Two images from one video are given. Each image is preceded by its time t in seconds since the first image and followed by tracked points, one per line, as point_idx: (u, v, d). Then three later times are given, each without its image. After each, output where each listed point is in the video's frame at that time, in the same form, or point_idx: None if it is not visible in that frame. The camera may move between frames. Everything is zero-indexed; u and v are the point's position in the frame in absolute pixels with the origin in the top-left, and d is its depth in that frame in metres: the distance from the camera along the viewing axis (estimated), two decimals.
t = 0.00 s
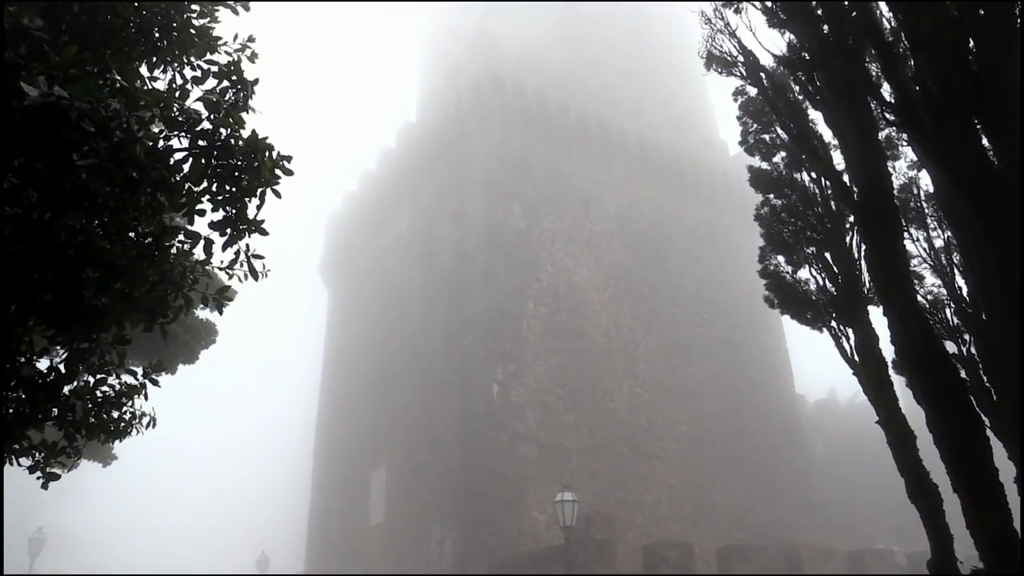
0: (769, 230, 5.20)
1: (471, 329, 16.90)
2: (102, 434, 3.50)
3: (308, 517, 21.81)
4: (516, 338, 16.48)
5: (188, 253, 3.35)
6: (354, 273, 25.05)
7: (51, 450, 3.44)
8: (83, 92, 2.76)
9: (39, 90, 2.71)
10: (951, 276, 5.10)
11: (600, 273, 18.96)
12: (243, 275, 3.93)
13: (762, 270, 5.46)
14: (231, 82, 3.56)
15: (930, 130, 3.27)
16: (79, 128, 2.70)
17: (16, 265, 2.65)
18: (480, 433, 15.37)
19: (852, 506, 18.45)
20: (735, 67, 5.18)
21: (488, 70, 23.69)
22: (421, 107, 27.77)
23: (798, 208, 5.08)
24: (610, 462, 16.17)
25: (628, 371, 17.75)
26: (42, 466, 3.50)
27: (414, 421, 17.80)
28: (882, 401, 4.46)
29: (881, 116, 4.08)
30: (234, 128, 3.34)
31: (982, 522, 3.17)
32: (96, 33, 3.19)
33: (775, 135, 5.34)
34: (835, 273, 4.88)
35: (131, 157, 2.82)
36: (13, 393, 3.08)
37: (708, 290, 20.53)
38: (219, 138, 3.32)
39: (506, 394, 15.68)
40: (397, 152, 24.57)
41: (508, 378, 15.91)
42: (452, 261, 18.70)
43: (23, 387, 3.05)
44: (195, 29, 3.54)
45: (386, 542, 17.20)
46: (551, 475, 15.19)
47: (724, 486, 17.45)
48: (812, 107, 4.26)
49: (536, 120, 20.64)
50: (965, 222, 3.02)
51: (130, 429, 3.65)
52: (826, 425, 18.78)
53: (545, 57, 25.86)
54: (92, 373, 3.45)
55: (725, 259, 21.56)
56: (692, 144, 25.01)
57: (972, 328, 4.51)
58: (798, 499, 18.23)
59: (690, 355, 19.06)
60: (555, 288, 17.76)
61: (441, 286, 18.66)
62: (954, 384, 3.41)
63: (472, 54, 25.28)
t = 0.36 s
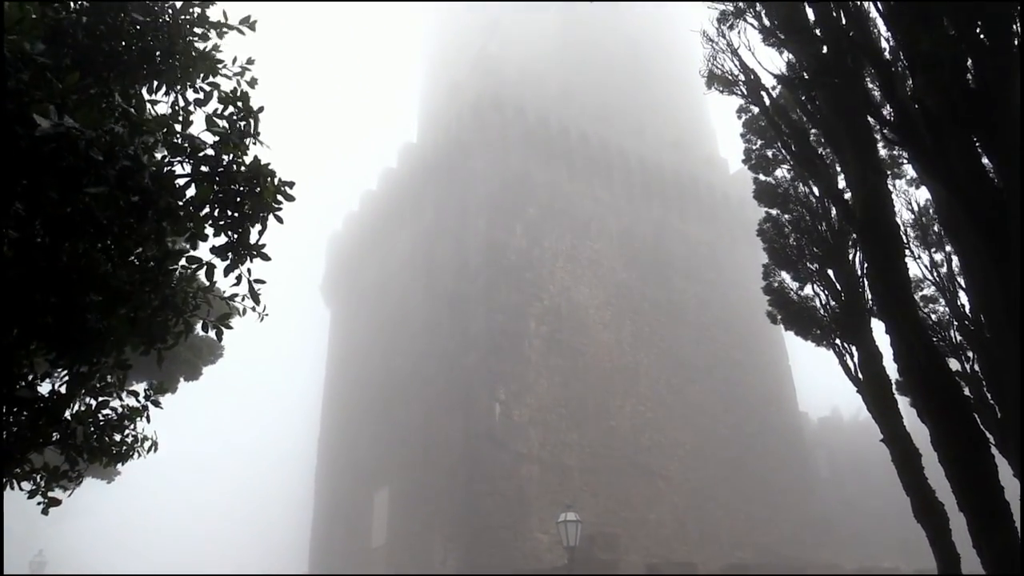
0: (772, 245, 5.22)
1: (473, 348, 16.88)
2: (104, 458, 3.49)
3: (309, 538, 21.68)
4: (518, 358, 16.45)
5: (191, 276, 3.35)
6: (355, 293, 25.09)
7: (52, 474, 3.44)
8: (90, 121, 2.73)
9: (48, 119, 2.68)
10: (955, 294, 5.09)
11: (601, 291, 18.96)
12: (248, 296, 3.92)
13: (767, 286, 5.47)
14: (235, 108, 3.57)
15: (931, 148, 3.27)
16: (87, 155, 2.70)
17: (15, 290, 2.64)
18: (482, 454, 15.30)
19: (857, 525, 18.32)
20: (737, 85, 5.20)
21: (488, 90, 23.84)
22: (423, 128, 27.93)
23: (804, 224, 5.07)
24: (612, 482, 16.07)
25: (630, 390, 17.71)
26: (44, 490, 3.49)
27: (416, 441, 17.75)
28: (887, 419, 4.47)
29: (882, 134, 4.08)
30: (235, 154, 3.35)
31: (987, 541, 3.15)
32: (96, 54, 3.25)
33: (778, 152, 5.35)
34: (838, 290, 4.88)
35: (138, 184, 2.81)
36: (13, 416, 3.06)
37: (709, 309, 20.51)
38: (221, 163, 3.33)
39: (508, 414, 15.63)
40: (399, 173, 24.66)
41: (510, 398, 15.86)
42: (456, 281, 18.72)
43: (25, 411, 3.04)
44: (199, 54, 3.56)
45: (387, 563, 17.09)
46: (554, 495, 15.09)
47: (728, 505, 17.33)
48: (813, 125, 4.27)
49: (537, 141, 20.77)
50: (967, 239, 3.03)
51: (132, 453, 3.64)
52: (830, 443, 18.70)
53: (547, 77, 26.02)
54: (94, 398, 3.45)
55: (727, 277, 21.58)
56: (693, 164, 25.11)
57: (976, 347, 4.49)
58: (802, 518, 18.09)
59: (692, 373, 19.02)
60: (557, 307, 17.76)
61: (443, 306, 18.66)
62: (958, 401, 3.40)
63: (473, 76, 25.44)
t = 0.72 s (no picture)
0: (771, 264, 5.22)
1: (474, 368, 16.85)
2: (103, 481, 3.48)
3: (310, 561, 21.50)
4: (519, 377, 16.39)
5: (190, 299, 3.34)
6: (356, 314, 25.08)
7: (51, 498, 3.42)
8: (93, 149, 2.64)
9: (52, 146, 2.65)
10: (955, 312, 5.09)
11: (602, 310, 18.94)
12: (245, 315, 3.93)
13: (765, 305, 5.47)
14: (236, 133, 3.59)
15: (930, 168, 3.27)
16: (89, 182, 2.66)
17: (15, 317, 2.66)
18: (483, 474, 15.19)
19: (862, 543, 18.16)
20: (735, 105, 5.22)
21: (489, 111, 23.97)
22: (423, 148, 28.08)
23: (801, 243, 5.11)
24: (614, 501, 15.95)
25: (632, 409, 17.63)
26: (42, 514, 3.48)
27: (417, 461, 17.66)
28: (888, 438, 4.45)
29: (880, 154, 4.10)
30: (235, 178, 3.35)
31: (992, 562, 3.12)
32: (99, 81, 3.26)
33: (777, 172, 5.37)
34: (838, 309, 4.87)
35: (140, 210, 2.81)
36: (13, 440, 3.04)
37: (710, 327, 20.50)
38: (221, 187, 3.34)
39: (509, 432, 15.54)
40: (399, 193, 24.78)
41: (512, 417, 15.79)
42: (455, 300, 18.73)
43: (24, 436, 3.04)
44: (201, 80, 3.59)
45: None
46: (556, 515, 14.96)
47: (732, 524, 17.16)
48: (811, 144, 4.28)
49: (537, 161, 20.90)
50: (963, 256, 3.03)
51: (132, 476, 3.64)
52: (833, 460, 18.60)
53: (546, 96, 26.19)
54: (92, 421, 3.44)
55: (727, 295, 21.58)
56: (692, 182, 25.23)
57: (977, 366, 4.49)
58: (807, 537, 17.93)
59: (694, 391, 18.95)
60: (557, 325, 17.73)
61: (444, 325, 18.66)
62: (960, 421, 3.39)
63: (473, 96, 25.64)
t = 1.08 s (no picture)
0: (769, 282, 5.22)
1: (475, 386, 16.91)
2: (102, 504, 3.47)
3: None
4: (518, 394, 16.36)
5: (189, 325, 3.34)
6: (355, 333, 25.09)
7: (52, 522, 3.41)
8: (94, 170, 2.77)
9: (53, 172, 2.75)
10: (955, 326, 5.09)
11: (602, 325, 18.92)
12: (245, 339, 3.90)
13: (764, 324, 5.47)
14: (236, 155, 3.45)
15: (928, 183, 3.28)
16: (88, 207, 2.67)
17: (15, 342, 2.65)
18: (484, 492, 15.12)
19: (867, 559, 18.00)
20: (730, 123, 5.24)
21: (487, 128, 24.08)
22: (422, 166, 28.21)
23: (798, 261, 5.09)
24: (614, 517, 15.83)
25: (633, 425, 17.56)
26: (42, 537, 3.46)
27: (418, 481, 17.58)
28: (890, 454, 4.45)
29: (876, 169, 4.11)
30: (235, 201, 3.28)
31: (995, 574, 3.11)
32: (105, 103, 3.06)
33: (773, 192, 5.37)
34: (838, 325, 4.88)
35: (138, 233, 2.80)
36: (12, 464, 3.03)
37: (711, 342, 20.47)
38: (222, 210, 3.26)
39: (511, 450, 15.50)
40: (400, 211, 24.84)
41: (512, 435, 15.77)
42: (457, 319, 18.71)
43: (23, 459, 3.03)
44: (200, 101, 3.46)
45: None
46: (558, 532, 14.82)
47: (736, 541, 17.00)
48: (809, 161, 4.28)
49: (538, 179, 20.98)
50: (964, 270, 3.02)
51: (132, 498, 3.63)
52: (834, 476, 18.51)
53: (546, 113, 26.29)
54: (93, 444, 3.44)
55: (727, 310, 21.60)
56: (691, 198, 25.29)
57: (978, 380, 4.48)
58: (811, 553, 17.76)
59: (695, 407, 18.87)
60: (557, 342, 17.71)
61: (444, 344, 18.73)
62: (961, 434, 3.39)
63: (473, 114, 25.77)
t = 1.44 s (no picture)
0: (773, 304, 5.23)
1: (475, 413, 17.10)
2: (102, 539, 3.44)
3: None
4: (520, 421, 16.34)
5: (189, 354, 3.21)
6: (356, 361, 25.02)
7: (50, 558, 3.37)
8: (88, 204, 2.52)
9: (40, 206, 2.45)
10: (958, 349, 5.07)
11: (604, 350, 18.85)
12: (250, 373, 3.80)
13: (769, 346, 5.50)
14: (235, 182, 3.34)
15: (927, 206, 3.28)
16: (80, 238, 2.55)
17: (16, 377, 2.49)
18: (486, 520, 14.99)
19: None
20: (730, 147, 5.28)
21: (486, 155, 24.21)
22: (422, 194, 28.35)
23: (804, 282, 5.06)
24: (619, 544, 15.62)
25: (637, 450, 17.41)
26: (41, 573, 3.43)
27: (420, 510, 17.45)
28: (896, 477, 4.43)
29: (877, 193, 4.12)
30: (236, 228, 3.22)
31: None
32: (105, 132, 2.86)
33: (776, 215, 5.38)
34: (841, 347, 4.88)
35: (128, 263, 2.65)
36: (11, 501, 2.99)
37: (712, 366, 20.37)
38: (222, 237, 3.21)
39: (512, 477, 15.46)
40: (401, 239, 24.98)
41: (515, 463, 15.78)
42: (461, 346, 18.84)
43: (23, 495, 2.99)
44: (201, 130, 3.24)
45: None
46: (562, 560, 14.53)
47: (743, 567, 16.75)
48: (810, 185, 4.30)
49: (535, 208, 21.24)
50: (966, 294, 3.00)
51: (132, 532, 3.59)
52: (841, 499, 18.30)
53: (544, 139, 26.47)
54: (93, 478, 3.41)
55: (730, 333, 21.55)
56: (691, 221, 25.35)
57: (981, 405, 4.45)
58: None
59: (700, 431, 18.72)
60: (559, 368, 17.63)
61: (445, 372, 18.87)
62: (966, 457, 3.36)
63: (472, 141, 25.98)
